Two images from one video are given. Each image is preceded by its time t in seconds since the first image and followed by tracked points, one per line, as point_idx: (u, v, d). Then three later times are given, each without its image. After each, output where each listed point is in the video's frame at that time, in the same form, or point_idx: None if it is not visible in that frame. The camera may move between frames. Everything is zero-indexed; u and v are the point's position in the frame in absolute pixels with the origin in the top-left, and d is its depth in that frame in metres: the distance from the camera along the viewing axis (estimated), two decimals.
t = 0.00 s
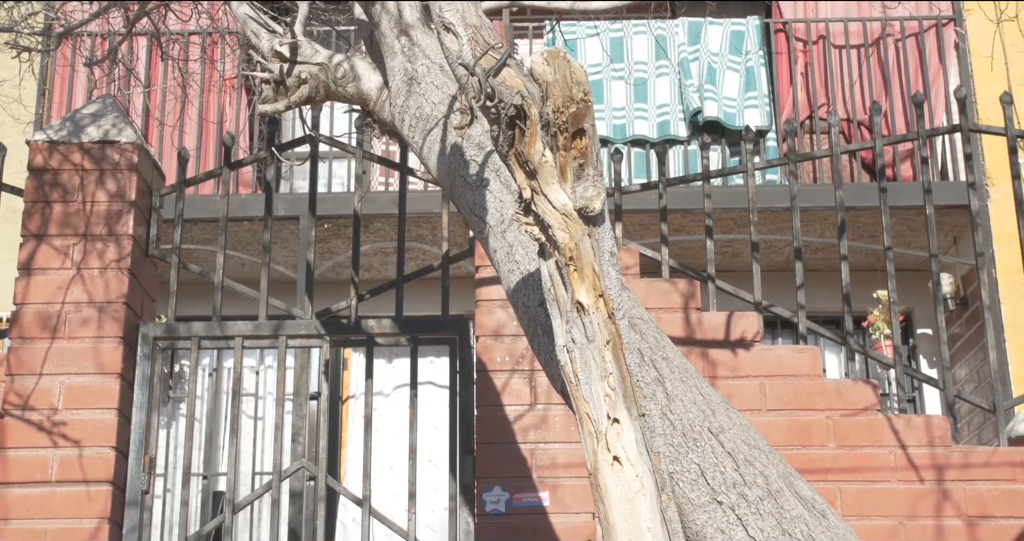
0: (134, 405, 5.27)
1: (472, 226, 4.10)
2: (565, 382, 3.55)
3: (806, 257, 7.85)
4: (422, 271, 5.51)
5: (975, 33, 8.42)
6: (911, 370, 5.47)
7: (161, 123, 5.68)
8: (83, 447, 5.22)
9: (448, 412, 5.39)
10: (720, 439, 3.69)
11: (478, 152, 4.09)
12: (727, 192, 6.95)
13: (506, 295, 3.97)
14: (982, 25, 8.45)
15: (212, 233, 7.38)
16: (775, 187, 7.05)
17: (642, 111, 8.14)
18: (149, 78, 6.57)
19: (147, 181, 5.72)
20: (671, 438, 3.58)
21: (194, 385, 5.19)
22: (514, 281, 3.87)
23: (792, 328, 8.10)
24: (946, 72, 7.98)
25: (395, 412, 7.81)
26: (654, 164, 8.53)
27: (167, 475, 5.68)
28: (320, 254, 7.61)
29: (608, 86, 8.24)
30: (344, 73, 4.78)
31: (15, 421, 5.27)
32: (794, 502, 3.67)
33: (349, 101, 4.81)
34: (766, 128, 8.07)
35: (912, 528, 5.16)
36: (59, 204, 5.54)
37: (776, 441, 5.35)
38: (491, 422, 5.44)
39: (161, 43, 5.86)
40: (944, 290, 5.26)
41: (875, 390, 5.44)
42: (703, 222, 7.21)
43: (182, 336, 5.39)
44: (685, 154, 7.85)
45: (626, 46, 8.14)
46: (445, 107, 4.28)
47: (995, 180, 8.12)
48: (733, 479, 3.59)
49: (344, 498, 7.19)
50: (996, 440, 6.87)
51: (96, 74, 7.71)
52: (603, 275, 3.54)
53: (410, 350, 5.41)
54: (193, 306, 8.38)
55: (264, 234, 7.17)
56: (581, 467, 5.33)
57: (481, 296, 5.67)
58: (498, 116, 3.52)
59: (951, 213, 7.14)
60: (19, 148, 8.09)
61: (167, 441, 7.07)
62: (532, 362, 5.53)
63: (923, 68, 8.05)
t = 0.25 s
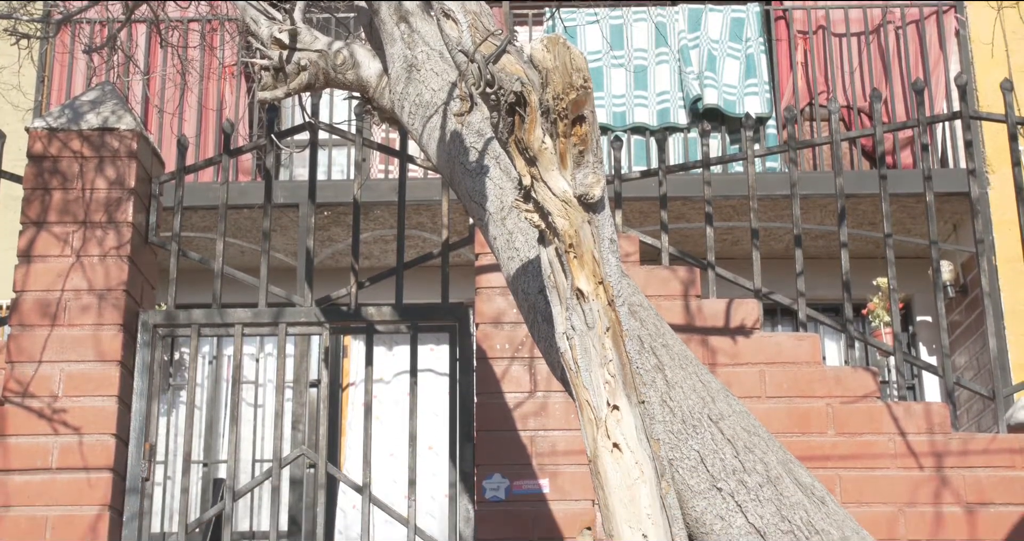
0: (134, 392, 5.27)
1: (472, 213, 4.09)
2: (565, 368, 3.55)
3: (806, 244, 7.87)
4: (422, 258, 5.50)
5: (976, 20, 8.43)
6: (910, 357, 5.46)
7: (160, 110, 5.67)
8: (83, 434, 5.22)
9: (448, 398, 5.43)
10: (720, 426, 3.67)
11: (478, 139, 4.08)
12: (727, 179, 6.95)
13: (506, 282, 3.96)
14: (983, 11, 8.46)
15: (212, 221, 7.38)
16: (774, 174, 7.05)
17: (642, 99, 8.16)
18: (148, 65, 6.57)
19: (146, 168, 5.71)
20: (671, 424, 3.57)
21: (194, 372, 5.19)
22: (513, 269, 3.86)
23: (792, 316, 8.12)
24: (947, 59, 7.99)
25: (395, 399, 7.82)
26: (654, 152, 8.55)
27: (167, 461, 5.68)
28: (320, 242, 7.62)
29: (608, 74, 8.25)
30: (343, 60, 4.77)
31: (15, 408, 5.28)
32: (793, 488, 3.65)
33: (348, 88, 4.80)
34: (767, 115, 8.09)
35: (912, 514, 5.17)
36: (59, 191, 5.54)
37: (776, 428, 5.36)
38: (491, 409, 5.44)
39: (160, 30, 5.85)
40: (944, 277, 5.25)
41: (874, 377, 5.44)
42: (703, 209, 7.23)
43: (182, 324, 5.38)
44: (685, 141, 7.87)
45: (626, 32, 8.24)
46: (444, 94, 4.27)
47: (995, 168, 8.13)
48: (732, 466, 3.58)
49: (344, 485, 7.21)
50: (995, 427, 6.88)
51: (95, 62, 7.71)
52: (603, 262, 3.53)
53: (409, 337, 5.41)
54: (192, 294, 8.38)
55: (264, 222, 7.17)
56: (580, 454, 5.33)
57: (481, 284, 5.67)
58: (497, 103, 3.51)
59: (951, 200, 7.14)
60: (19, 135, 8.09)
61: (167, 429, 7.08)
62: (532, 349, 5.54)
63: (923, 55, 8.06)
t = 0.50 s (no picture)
0: (134, 380, 5.27)
1: (472, 200, 4.08)
2: (565, 355, 3.55)
3: (806, 232, 7.88)
4: (422, 246, 5.49)
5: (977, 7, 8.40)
6: (910, 345, 5.45)
7: (160, 97, 5.66)
8: (83, 422, 5.23)
9: (448, 385, 5.44)
10: (719, 413, 3.66)
11: (477, 126, 4.07)
12: (727, 167, 6.95)
13: (506, 270, 3.95)
14: None
15: (212, 209, 7.38)
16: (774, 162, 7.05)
17: (642, 87, 8.16)
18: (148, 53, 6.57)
19: (145, 156, 5.71)
20: (671, 412, 3.58)
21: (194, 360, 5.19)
22: (513, 256, 3.85)
23: (792, 303, 8.12)
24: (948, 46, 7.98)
25: (395, 387, 7.84)
26: (654, 140, 8.54)
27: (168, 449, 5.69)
28: (320, 230, 7.62)
29: (608, 61, 8.25)
30: (343, 47, 4.76)
31: (15, 395, 5.28)
32: (793, 475, 3.63)
33: (348, 75, 4.80)
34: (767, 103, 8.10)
35: (911, 502, 5.17)
36: (58, 179, 5.54)
37: (775, 416, 5.36)
38: (490, 397, 5.44)
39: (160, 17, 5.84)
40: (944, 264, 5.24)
41: (874, 364, 5.44)
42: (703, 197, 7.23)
43: (182, 312, 5.38)
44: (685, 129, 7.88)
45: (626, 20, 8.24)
46: (444, 81, 4.26)
47: (996, 155, 8.10)
48: (732, 453, 3.58)
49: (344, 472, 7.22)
50: (994, 415, 6.88)
51: (94, 50, 7.70)
52: (603, 250, 3.53)
53: (409, 325, 5.41)
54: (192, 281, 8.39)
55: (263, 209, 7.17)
56: (580, 442, 5.33)
57: (480, 271, 5.67)
58: (497, 90, 3.51)
59: (952, 188, 7.14)
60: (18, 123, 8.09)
61: (167, 417, 7.08)
62: (532, 337, 5.54)
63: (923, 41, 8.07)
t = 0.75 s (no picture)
0: (134, 367, 5.27)
1: (472, 187, 4.07)
2: (565, 342, 3.54)
3: (806, 219, 7.88)
4: (421, 233, 5.48)
5: None
6: (909, 331, 5.44)
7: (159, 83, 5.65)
8: (83, 409, 5.23)
9: (448, 372, 5.49)
10: (720, 400, 3.65)
11: (477, 113, 4.06)
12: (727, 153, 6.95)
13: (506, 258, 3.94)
14: None
15: (211, 196, 7.38)
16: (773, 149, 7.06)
17: (642, 74, 8.16)
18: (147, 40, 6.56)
19: (145, 143, 5.70)
20: (671, 398, 3.58)
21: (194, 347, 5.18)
22: (513, 243, 3.85)
23: (792, 290, 8.13)
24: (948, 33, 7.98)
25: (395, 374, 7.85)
26: (654, 128, 8.55)
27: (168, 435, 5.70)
28: (320, 217, 7.62)
29: (608, 49, 8.26)
30: (342, 33, 4.75)
31: (15, 382, 5.28)
32: (793, 462, 3.62)
33: (347, 62, 4.79)
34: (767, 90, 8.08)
35: (910, 488, 5.18)
36: (58, 166, 5.53)
37: (775, 403, 5.36)
38: (491, 383, 5.44)
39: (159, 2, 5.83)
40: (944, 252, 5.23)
41: (874, 351, 5.44)
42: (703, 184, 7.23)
43: (182, 299, 5.37)
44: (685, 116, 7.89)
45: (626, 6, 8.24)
46: (444, 68, 4.25)
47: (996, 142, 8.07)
48: (732, 440, 3.58)
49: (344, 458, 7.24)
50: (994, 402, 6.89)
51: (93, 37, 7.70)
52: (603, 236, 3.53)
53: (409, 312, 5.42)
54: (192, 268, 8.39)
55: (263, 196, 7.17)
56: (580, 428, 5.34)
57: (480, 258, 5.67)
58: (497, 77, 3.50)
59: (951, 175, 7.14)
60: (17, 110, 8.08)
61: (167, 404, 7.09)
62: (531, 324, 5.53)
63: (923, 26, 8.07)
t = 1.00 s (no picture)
0: (134, 352, 5.27)
1: (471, 173, 4.06)
2: (564, 327, 3.55)
3: (806, 205, 7.88)
4: (421, 219, 5.47)
5: None
6: (909, 317, 5.44)
7: (158, 69, 5.64)
8: (83, 394, 5.24)
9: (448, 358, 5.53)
10: (719, 385, 3.65)
11: (476, 99, 4.05)
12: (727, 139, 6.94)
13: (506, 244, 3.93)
14: None
15: (211, 181, 7.38)
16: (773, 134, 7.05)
17: (642, 59, 8.15)
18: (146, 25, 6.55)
19: (144, 128, 5.69)
20: (671, 383, 3.59)
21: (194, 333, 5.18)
22: (513, 229, 3.84)
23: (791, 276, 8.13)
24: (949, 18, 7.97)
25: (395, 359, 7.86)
26: (654, 113, 8.55)
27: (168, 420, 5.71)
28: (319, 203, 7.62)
29: (608, 34, 8.25)
30: (342, 19, 4.69)
31: (15, 367, 5.28)
32: (792, 447, 3.61)
33: (347, 47, 4.74)
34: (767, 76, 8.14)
35: (910, 473, 5.19)
36: (57, 151, 5.53)
37: (775, 388, 5.36)
38: (490, 369, 5.44)
39: None
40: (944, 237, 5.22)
41: (874, 337, 5.44)
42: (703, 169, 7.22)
43: (181, 284, 5.37)
44: (685, 101, 7.89)
45: None
46: (444, 53, 4.24)
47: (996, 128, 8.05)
48: (732, 425, 3.58)
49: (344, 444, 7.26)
50: (993, 387, 6.89)
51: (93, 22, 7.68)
52: (603, 222, 3.53)
53: (409, 297, 5.42)
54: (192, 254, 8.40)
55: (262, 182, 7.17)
56: (580, 414, 5.34)
57: (480, 244, 5.66)
58: (497, 61, 3.48)
59: (951, 160, 7.14)
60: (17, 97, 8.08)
61: (168, 390, 7.10)
62: (531, 310, 5.53)
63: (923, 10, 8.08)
